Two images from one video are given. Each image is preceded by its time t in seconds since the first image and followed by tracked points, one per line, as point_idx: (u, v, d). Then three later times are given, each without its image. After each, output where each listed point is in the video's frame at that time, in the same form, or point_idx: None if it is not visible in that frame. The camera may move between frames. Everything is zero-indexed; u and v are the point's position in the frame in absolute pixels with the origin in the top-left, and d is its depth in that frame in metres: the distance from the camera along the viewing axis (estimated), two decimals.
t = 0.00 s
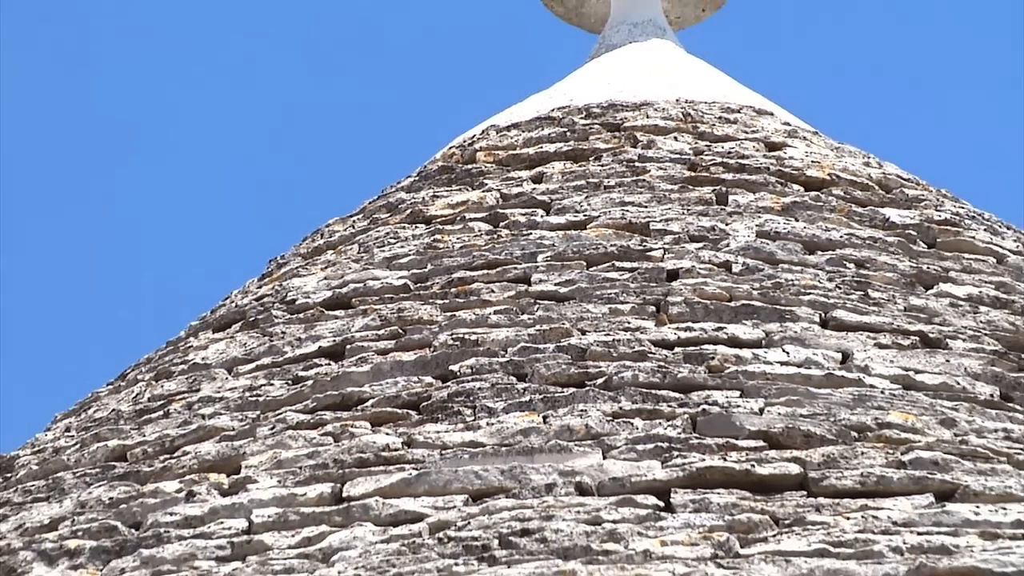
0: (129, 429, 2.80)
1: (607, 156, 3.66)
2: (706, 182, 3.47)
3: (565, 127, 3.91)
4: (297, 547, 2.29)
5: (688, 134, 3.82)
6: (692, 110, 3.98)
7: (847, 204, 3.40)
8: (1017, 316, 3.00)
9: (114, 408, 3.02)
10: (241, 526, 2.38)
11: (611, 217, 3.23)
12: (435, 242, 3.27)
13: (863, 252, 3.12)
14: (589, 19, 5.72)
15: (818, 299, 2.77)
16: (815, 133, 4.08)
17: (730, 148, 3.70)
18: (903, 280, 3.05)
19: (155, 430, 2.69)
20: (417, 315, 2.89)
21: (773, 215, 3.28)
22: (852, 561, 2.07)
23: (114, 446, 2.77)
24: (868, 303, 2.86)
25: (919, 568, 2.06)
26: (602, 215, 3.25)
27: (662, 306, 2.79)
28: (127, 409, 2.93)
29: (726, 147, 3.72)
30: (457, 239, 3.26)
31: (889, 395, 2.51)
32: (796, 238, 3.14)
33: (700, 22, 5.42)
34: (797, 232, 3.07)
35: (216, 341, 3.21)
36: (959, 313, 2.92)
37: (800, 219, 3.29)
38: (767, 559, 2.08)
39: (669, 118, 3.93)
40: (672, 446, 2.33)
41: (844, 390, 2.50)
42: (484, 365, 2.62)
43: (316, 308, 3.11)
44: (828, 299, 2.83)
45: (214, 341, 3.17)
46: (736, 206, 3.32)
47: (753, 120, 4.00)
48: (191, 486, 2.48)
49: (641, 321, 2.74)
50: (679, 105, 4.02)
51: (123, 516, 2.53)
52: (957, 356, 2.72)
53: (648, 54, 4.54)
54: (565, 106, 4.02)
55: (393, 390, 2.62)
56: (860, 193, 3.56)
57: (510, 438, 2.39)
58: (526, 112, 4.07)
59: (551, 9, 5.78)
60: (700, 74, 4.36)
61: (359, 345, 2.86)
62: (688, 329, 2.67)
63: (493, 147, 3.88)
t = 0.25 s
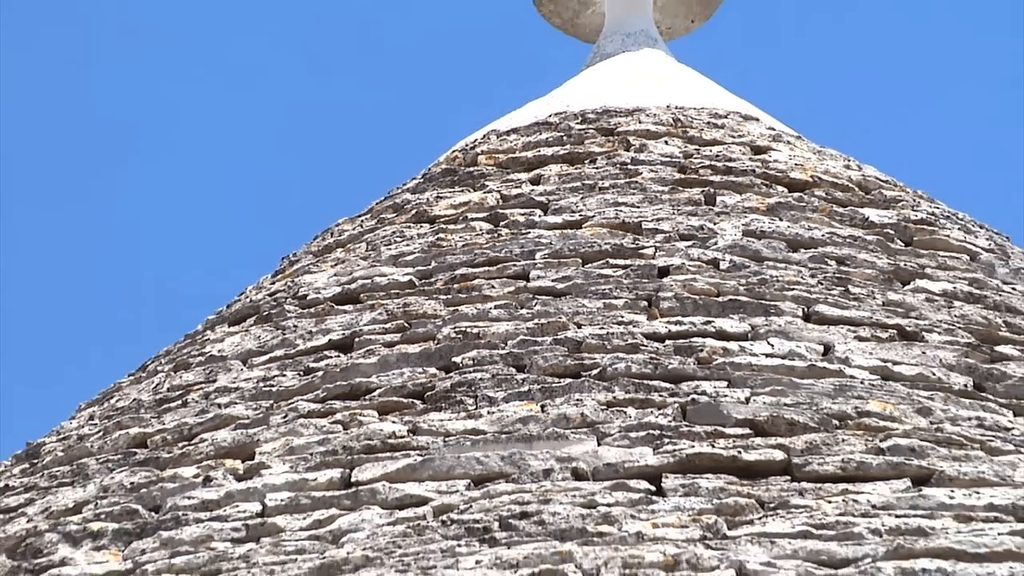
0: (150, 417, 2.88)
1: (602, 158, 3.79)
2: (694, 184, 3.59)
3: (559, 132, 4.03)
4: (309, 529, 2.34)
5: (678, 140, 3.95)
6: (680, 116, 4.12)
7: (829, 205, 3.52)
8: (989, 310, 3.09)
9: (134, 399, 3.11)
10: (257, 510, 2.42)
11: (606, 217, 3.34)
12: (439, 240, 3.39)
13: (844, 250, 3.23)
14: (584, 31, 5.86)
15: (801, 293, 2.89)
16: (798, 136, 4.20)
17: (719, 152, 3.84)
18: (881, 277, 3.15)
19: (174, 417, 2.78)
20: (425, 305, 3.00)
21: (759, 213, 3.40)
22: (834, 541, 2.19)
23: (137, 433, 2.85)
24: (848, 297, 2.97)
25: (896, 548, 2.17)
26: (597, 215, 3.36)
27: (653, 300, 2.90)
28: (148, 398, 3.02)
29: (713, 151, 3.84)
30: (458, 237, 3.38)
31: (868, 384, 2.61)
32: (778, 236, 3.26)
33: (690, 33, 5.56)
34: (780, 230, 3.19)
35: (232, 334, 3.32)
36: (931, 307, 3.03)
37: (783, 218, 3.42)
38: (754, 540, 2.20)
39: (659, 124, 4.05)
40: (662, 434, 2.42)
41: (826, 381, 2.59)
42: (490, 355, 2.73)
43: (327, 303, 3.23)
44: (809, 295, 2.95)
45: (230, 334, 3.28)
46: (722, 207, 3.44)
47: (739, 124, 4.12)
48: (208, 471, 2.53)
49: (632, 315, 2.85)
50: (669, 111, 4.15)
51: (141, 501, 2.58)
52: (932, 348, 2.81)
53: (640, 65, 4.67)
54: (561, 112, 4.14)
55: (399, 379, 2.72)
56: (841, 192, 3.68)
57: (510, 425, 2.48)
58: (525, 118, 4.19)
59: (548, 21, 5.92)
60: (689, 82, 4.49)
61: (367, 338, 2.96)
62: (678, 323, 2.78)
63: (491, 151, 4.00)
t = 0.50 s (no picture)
0: (171, 397, 3.01)
1: (599, 152, 3.93)
2: (684, 176, 3.72)
3: (555, 128, 4.17)
4: (321, 501, 2.48)
5: (669, 135, 4.08)
6: (670, 112, 4.26)
7: (811, 196, 3.66)
8: (961, 295, 3.22)
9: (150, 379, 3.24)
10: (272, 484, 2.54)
11: (600, 208, 3.48)
12: (444, 230, 3.53)
13: (825, 239, 3.36)
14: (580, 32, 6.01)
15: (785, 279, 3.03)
16: (781, 131, 4.34)
17: (709, 147, 3.98)
18: (860, 264, 3.28)
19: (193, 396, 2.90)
20: (432, 292, 3.15)
21: (746, 205, 3.56)
22: (814, 513, 2.34)
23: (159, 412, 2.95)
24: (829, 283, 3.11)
25: (874, 520, 2.31)
26: (593, 206, 3.50)
27: (646, 287, 3.04)
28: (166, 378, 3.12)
29: (702, 146, 3.98)
30: (460, 228, 3.52)
31: (847, 365, 2.75)
32: (763, 226, 3.40)
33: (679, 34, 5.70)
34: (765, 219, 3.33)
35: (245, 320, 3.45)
36: (907, 292, 3.16)
37: (768, 210, 3.56)
38: (740, 512, 2.35)
39: (651, 120, 4.18)
40: (654, 413, 2.56)
41: (808, 362, 2.74)
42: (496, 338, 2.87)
43: (338, 288, 3.37)
44: (792, 282, 3.09)
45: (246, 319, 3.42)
46: (710, 199, 3.58)
47: (725, 120, 4.26)
48: (225, 447, 2.67)
49: (625, 300, 2.99)
50: (660, 108, 4.29)
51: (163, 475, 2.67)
52: (907, 331, 2.94)
53: (632, 67, 4.81)
54: (558, 109, 4.27)
55: (405, 360, 2.86)
56: (822, 185, 3.82)
57: (511, 404, 2.63)
58: (523, 115, 4.32)
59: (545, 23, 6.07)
60: (679, 81, 4.63)
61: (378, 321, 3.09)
62: (668, 308, 2.93)
63: (489, 147, 4.13)
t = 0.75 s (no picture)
0: (189, 373, 3.16)
1: (596, 142, 4.05)
2: (676, 165, 3.85)
3: (553, 119, 4.29)
4: (331, 473, 2.61)
5: (661, 126, 4.21)
6: (663, 105, 4.39)
7: (796, 184, 3.79)
8: (939, 279, 3.35)
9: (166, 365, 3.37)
10: (286, 457, 2.68)
11: (596, 195, 3.61)
12: (448, 216, 3.66)
13: (809, 225, 3.50)
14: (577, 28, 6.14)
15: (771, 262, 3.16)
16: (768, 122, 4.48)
17: (700, 137, 4.11)
18: (843, 248, 3.42)
19: (210, 372, 3.04)
20: (437, 277, 3.29)
21: (734, 192, 3.70)
22: (799, 485, 2.47)
23: (177, 388, 3.09)
24: (813, 267, 3.25)
25: (856, 491, 2.45)
26: (589, 193, 3.63)
27: (640, 270, 3.18)
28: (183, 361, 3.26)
29: (694, 137, 4.11)
30: (462, 214, 3.65)
31: (830, 344, 2.90)
32: (750, 213, 3.54)
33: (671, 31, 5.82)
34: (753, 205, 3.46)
35: (256, 304, 3.58)
36: (887, 275, 3.29)
37: (756, 196, 3.70)
38: (729, 484, 2.49)
39: (644, 111, 4.31)
40: (647, 389, 2.70)
41: (793, 341, 2.89)
42: (500, 321, 3.00)
43: (346, 270, 3.51)
44: (778, 266, 3.22)
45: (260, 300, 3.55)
46: (700, 187, 3.71)
47: (715, 112, 4.39)
48: (240, 421, 2.80)
49: (620, 283, 3.13)
50: (653, 100, 4.42)
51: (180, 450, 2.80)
52: (887, 313, 3.08)
53: (626, 61, 4.93)
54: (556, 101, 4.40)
55: (411, 340, 3.02)
56: (806, 174, 3.96)
57: (511, 380, 2.78)
58: (521, 107, 4.44)
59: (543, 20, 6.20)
60: (670, 75, 4.76)
61: (385, 303, 3.23)
62: (661, 290, 3.07)
63: (488, 138, 4.26)
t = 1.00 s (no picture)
0: (208, 353, 3.34)
1: (592, 134, 4.20)
2: (667, 155, 3.99)
3: (550, 112, 4.44)
4: (342, 447, 2.79)
5: (653, 119, 4.34)
6: (655, 99, 4.53)
7: (781, 175, 3.94)
8: (916, 263, 3.50)
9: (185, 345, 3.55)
10: (298, 432, 2.87)
11: (592, 184, 3.76)
12: (452, 204, 3.81)
13: (793, 213, 3.65)
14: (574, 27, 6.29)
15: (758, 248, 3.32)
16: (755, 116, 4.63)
17: (690, 129, 4.25)
18: (824, 233, 3.57)
19: (227, 352, 3.23)
20: (441, 262, 3.45)
21: (722, 181, 3.85)
22: (784, 457, 2.65)
23: (196, 366, 3.29)
24: (797, 254, 3.40)
25: (837, 464, 2.63)
26: (586, 181, 3.78)
27: (634, 256, 3.34)
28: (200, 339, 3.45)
29: (685, 129, 4.26)
30: (463, 202, 3.80)
31: (814, 326, 3.06)
32: (737, 201, 3.69)
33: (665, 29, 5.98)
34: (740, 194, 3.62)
35: (267, 287, 3.74)
36: (868, 260, 3.44)
37: (743, 185, 3.85)
38: (717, 457, 2.66)
39: (637, 106, 4.45)
40: (640, 368, 2.89)
41: (778, 322, 3.06)
42: (500, 300, 3.19)
43: (356, 256, 3.68)
44: (764, 252, 3.38)
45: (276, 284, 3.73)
46: (691, 176, 3.85)
47: (704, 105, 4.53)
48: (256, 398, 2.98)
49: (614, 267, 3.28)
50: (645, 94, 4.56)
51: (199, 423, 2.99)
52: (866, 296, 3.24)
53: (621, 56, 5.07)
54: (555, 95, 4.54)
55: (418, 322, 3.19)
56: (791, 164, 4.11)
57: (512, 359, 2.96)
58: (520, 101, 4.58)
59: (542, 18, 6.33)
60: (661, 69, 4.89)
61: (392, 286, 3.41)
62: (654, 274, 3.24)
63: (487, 130, 4.40)
